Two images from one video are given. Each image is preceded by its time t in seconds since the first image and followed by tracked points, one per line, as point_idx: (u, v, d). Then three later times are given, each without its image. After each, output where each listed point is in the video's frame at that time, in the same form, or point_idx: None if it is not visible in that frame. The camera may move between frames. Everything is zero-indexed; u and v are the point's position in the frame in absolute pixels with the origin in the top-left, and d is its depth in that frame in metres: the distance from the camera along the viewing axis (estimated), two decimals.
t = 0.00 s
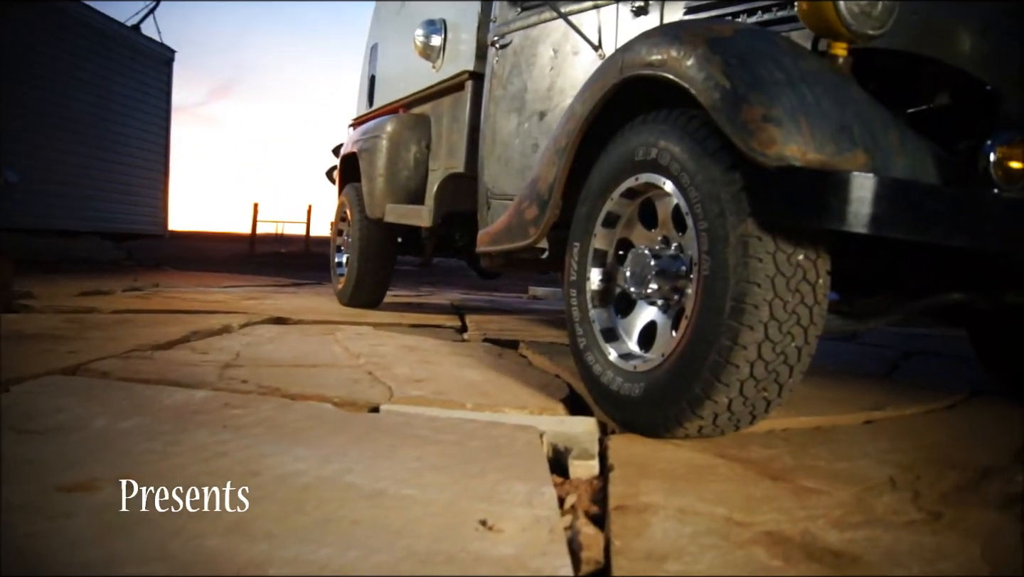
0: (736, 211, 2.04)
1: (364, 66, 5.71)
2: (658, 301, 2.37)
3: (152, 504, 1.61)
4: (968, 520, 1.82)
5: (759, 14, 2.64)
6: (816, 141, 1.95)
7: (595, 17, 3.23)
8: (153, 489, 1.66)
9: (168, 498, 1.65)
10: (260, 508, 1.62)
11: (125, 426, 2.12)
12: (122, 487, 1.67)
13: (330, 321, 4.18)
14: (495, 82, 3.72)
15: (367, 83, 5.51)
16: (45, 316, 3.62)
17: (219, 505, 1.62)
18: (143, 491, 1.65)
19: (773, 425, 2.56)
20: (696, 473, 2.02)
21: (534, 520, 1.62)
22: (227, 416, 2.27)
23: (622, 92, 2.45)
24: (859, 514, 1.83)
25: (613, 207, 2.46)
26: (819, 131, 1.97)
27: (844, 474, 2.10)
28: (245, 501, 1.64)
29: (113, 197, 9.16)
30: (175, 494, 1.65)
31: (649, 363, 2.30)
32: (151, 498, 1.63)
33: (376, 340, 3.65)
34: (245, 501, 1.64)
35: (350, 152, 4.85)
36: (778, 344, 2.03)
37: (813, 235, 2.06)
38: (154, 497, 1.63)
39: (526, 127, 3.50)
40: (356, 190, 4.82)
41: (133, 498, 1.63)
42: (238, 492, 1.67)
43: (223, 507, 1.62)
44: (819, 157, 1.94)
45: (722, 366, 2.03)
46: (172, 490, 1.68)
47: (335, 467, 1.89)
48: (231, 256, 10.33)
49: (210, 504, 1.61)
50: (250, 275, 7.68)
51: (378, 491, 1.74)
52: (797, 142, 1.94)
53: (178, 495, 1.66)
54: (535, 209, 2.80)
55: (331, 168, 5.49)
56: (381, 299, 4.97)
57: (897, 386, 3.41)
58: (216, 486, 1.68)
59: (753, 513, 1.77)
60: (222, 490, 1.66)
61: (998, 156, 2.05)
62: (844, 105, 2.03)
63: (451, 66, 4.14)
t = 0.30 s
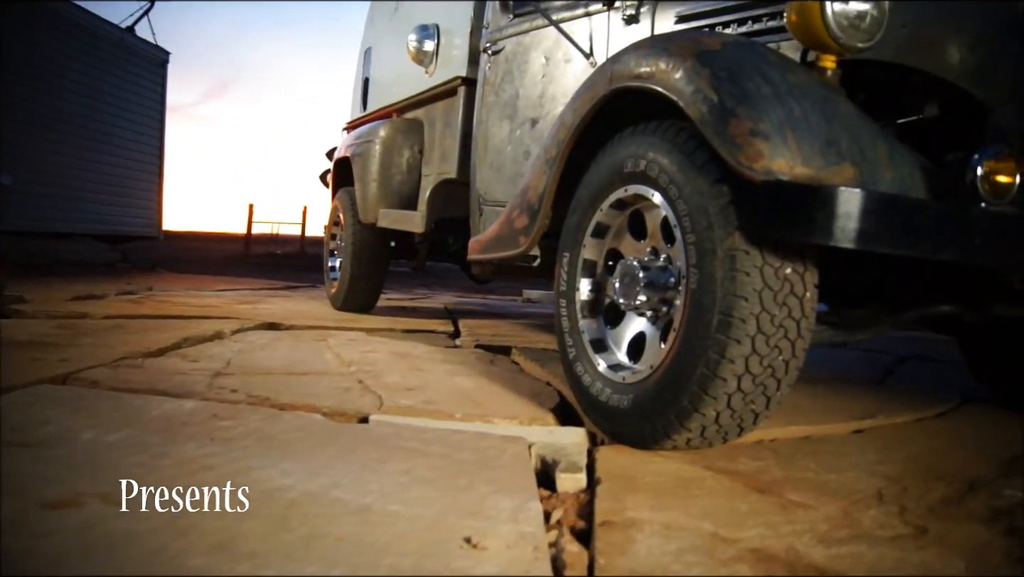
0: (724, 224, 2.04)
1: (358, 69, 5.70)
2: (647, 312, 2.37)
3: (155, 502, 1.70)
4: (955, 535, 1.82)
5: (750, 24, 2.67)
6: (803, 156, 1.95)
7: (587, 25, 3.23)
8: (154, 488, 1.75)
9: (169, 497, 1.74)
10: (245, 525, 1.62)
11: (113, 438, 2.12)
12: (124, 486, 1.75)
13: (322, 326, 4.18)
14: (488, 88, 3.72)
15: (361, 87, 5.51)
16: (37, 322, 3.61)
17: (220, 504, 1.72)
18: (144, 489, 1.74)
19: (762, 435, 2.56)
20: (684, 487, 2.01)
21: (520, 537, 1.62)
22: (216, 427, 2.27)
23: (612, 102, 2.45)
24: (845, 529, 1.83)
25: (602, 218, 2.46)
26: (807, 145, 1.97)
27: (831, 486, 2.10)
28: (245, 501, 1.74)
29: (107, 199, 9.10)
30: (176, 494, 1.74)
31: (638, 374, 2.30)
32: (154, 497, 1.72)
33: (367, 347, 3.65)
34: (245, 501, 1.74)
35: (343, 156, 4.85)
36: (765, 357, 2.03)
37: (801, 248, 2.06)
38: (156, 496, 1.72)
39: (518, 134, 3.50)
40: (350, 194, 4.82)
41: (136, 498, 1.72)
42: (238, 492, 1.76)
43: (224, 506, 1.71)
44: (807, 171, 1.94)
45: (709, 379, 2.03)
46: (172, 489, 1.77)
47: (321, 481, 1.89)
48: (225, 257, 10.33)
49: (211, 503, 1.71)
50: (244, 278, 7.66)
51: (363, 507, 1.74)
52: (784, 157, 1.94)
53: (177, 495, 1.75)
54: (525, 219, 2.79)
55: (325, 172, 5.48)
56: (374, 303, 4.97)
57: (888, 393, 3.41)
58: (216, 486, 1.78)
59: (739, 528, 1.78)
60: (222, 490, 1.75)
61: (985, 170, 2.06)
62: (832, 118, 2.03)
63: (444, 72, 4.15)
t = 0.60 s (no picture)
0: (709, 239, 2.04)
1: (351, 73, 5.71)
2: (635, 324, 2.37)
3: (157, 502, 1.81)
4: (939, 551, 1.83)
5: (739, 35, 2.70)
6: (788, 171, 1.95)
7: (577, 33, 3.23)
8: (155, 488, 1.85)
9: (170, 496, 1.85)
10: (227, 544, 1.62)
11: (99, 451, 2.11)
12: (125, 486, 1.86)
13: (314, 332, 4.17)
14: (479, 95, 3.72)
15: (354, 91, 5.52)
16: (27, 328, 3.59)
17: (220, 502, 1.83)
18: (146, 489, 1.85)
19: (749, 446, 2.57)
20: (669, 502, 2.01)
21: (501, 556, 1.63)
22: (203, 439, 2.27)
23: (601, 114, 2.45)
24: (828, 545, 1.84)
25: (590, 230, 2.46)
26: (793, 160, 1.97)
27: (817, 501, 2.11)
28: (244, 500, 1.85)
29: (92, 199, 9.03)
30: (176, 494, 1.85)
31: (625, 387, 2.30)
32: (155, 496, 1.83)
33: (358, 354, 3.64)
34: (244, 500, 1.85)
35: (335, 161, 4.85)
36: (750, 372, 2.03)
37: (787, 263, 2.06)
38: (158, 496, 1.83)
39: (509, 142, 3.50)
40: (342, 199, 4.81)
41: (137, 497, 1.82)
42: (238, 491, 1.88)
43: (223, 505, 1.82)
44: (793, 187, 1.94)
45: (694, 394, 2.03)
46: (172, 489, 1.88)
47: (305, 498, 1.89)
48: (218, 258, 10.31)
49: (211, 502, 1.82)
50: (237, 280, 7.64)
51: (346, 523, 1.75)
52: (770, 172, 1.94)
53: (177, 495, 1.85)
54: (514, 229, 2.79)
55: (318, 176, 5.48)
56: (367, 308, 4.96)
57: (878, 402, 3.42)
58: (216, 486, 1.89)
59: (722, 545, 1.78)
60: (222, 490, 1.86)
61: (971, 185, 2.07)
62: (818, 133, 2.03)
63: (436, 78, 4.15)
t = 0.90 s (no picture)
0: (691, 254, 2.05)
1: (341, 76, 5.71)
2: (619, 337, 2.38)
3: (157, 501, 1.91)
4: (918, 565, 1.84)
5: (723, 47, 2.72)
6: (769, 187, 1.96)
7: (564, 42, 3.24)
8: (155, 488, 1.96)
9: (172, 496, 1.95)
10: (208, 561, 1.64)
11: (83, 466, 2.12)
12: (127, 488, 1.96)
13: (303, 338, 4.18)
14: (467, 103, 3.73)
15: (344, 96, 5.52)
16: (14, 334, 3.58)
17: (220, 501, 1.93)
18: (146, 489, 1.95)
19: (733, 456, 2.58)
20: (651, 516, 2.02)
21: (481, 572, 1.64)
22: (187, 453, 2.28)
23: (585, 127, 2.46)
24: (808, 559, 1.85)
25: (575, 242, 2.47)
26: (773, 176, 1.98)
27: (799, 514, 2.12)
28: (244, 500, 1.95)
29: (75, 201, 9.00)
30: (176, 494, 1.95)
31: (609, 399, 2.31)
32: (156, 496, 1.93)
33: (346, 361, 3.65)
34: (242, 500, 1.95)
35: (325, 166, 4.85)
36: (732, 386, 2.04)
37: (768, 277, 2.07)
38: (158, 495, 1.93)
39: (497, 150, 3.51)
40: (332, 204, 4.82)
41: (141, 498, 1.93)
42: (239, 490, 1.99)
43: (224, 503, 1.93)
44: (774, 203, 1.95)
45: (676, 408, 2.04)
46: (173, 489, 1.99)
47: (287, 513, 1.90)
48: (210, 259, 10.29)
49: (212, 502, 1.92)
50: (229, 283, 7.63)
51: (328, 540, 1.75)
52: (751, 188, 1.95)
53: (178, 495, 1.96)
54: (500, 240, 2.80)
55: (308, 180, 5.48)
56: (357, 313, 4.95)
57: (863, 409, 3.43)
58: (216, 485, 2.00)
59: (701, 561, 1.79)
60: (221, 490, 1.97)
61: (950, 200, 2.09)
62: (800, 149, 2.04)
63: (425, 84, 4.16)
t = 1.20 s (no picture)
0: (677, 267, 2.05)
1: (334, 79, 5.71)
2: (606, 347, 2.38)
3: (158, 501, 2.00)
4: None
5: (712, 55, 2.72)
6: (755, 200, 1.97)
7: (554, 49, 3.24)
8: (155, 488, 2.05)
9: (170, 495, 2.05)
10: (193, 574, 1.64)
11: (71, 477, 2.12)
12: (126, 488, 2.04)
13: (294, 342, 4.18)
14: (458, 109, 3.73)
15: (336, 98, 5.51)
16: (6, 339, 3.57)
17: (219, 501, 2.03)
18: (145, 489, 2.04)
19: (720, 465, 2.59)
20: (638, 528, 2.03)
21: None
22: (175, 464, 2.28)
23: (573, 137, 2.47)
24: (793, 572, 1.85)
25: (563, 252, 2.48)
26: (759, 189, 1.98)
27: (784, 525, 2.12)
28: (244, 499, 2.05)
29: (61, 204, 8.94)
30: (176, 494, 2.05)
31: (596, 410, 2.31)
32: (156, 496, 2.02)
33: (336, 367, 3.65)
34: (242, 500, 2.05)
35: (317, 170, 4.85)
36: (718, 399, 2.05)
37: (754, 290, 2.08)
38: (159, 496, 2.03)
39: (488, 156, 3.51)
40: (324, 208, 4.81)
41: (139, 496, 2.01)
42: (238, 491, 2.09)
43: (224, 503, 2.03)
44: (760, 217, 1.96)
45: (662, 420, 2.05)
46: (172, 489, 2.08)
47: (272, 526, 1.90)
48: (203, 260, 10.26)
49: (211, 502, 2.02)
50: (222, 286, 7.62)
51: (314, 553, 1.76)
52: (737, 202, 1.95)
53: (176, 495, 2.05)
54: (489, 248, 2.81)
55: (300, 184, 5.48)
56: (349, 317, 4.95)
57: (852, 415, 3.44)
58: (216, 486, 2.09)
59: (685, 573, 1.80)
60: (223, 491, 2.07)
61: (936, 214, 2.07)
62: (785, 162, 2.05)
63: (416, 90, 4.16)
